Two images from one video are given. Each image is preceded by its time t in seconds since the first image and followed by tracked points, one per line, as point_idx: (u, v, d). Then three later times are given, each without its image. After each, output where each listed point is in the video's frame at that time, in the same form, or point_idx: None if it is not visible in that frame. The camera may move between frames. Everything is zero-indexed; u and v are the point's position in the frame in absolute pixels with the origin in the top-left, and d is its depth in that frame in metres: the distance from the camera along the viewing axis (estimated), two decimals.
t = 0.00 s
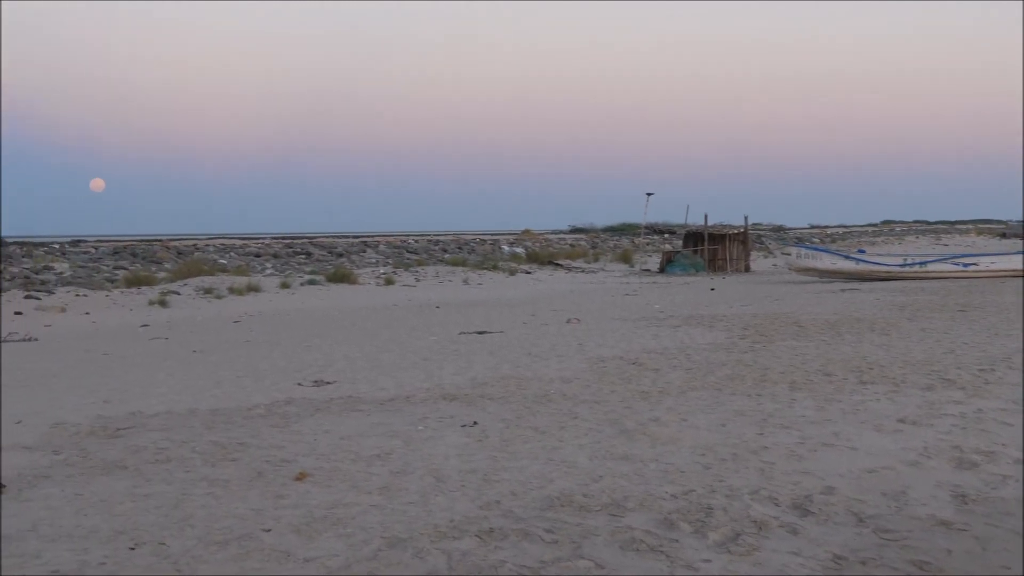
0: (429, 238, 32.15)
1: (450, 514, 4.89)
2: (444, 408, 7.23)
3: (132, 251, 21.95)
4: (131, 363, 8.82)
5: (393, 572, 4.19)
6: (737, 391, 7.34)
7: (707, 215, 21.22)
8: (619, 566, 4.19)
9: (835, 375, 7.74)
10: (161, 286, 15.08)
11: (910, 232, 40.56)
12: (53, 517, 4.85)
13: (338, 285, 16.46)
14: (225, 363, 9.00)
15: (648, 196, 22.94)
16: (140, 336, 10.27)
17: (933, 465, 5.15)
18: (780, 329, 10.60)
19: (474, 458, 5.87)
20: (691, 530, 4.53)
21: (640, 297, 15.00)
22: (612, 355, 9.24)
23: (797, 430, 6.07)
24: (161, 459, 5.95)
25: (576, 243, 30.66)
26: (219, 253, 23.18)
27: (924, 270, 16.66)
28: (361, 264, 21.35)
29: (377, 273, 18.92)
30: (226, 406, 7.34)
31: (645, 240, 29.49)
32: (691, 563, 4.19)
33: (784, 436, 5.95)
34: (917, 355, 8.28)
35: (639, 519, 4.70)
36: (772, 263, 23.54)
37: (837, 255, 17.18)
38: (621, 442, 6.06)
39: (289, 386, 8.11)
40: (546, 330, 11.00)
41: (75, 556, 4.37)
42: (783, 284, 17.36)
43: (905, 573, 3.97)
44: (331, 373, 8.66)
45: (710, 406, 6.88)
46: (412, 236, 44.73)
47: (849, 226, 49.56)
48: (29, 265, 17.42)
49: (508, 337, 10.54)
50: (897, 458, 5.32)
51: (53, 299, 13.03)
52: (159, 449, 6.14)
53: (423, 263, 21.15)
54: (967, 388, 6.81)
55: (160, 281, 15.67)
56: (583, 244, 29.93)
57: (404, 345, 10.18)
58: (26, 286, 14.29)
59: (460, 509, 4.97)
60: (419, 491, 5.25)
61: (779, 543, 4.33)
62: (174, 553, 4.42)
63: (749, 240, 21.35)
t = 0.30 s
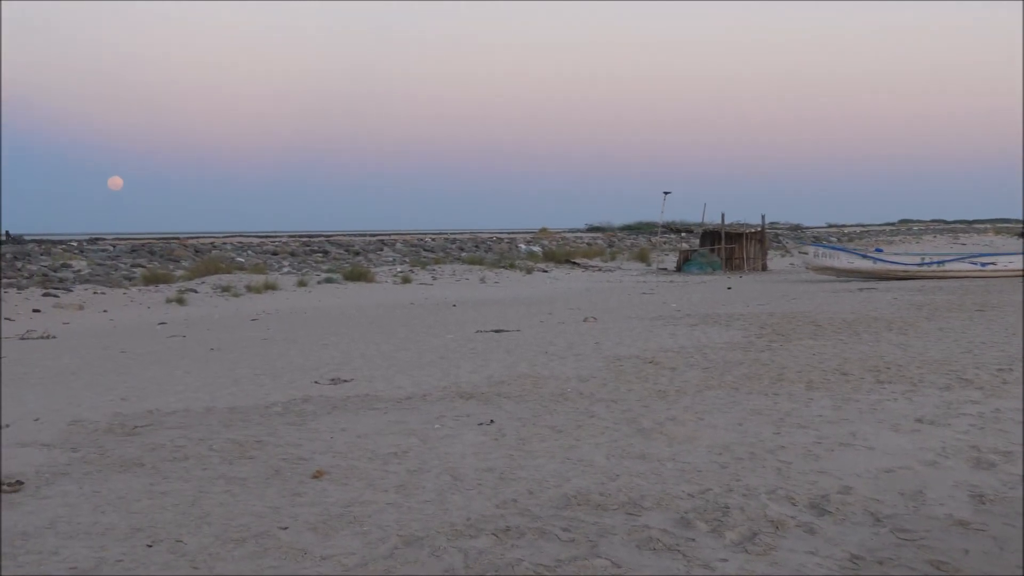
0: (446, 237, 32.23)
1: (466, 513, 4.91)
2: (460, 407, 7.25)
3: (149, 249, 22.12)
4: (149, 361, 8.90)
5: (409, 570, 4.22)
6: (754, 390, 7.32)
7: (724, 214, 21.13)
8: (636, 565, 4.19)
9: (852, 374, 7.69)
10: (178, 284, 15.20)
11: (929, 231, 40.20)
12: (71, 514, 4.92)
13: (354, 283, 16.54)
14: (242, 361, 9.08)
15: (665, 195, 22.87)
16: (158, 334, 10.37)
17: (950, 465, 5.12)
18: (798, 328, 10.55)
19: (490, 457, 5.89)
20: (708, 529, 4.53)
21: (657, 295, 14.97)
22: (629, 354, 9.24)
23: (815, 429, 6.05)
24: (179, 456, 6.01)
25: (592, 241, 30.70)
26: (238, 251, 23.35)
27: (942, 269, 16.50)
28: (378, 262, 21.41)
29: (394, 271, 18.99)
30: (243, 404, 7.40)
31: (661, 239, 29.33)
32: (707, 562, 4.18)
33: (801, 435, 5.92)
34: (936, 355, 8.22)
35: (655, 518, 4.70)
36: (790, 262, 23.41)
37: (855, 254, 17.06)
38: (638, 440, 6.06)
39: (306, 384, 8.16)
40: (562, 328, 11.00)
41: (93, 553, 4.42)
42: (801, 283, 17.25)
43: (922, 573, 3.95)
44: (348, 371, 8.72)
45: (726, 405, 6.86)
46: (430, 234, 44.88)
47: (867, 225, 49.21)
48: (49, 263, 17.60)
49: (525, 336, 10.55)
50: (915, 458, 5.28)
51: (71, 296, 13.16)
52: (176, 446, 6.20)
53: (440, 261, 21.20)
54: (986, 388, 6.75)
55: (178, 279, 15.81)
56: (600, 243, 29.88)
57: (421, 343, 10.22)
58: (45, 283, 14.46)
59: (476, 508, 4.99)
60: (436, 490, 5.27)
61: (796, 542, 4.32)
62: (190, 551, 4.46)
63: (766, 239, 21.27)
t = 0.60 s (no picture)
0: (457, 236, 32.28)
1: (477, 512, 4.92)
2: (471, 406, 7.27)
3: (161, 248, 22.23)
4: (161, 359, 8.97)
5: (420, 570, 4.23)
6: (766, 390, 7.30)
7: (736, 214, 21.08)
8: (647, 565, 4.19)
9: (864, 374, 7.65)
10: (190, 283, 15.28)
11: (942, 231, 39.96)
12: (82, 512, 4.96)
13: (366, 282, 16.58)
14: (254, 359, 9.13)
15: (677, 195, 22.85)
16: (170, 333, 10.43)
17: (962, 465, 5.09)
18: (810, 328, 10.51)
19: (501, 456, 5.90)
20: (719, 529, 4.52)
21: (668, 295, 14.94)
22: (640, 353, 9.24)
23: (826, 429, 6.03)
24: (190, 454, 6.04)
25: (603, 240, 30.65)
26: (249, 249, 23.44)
27: (955, 269, 16.41)
28: (389, 261, 21.45)
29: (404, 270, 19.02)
30: (255, 403, 7.44)
31: (673, 239, 29.22)
32: (718, 562, 4.18)
33: (812, 435, 5.90)
34: (948, 355, 8.18)
35: (667, 518, 4.70)
36: (801, 262, 23.32)
37: (866, 253, 17.00)
38: (650, 440, 6.06)
39: (317, 382, 8.20)
40: (573, 327, 10.98)
41: (104, 551, 4.46)
42: (812, 282, 17.17)
43: (934, 573, 3.94)
44: (359, 369, 8.76)
45: (738, 405, 6.85)
46: (440, 233, 44.93)
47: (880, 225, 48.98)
48: (61, 261, 17.72)
49: (537, 335, 10.56)
50: (927, 458, 5.26)
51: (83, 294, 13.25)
52: (188, 444, 6.24)
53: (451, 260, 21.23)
54: (999, 388, 6.70)
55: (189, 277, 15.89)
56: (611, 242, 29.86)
57: (432, 342, 10.24)
58: (57, 281, 14.57)
59: (487, 507, 5.00)
60: (446, 489, 5.29)
61: (808, 542, 4.31)
62: (201, 549, 4.49)
63: (778, 239, 21.22)
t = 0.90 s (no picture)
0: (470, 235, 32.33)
1: (491, 511, 4.94)
2: (485, 405, 7.28)
3: (175, 246, 22.37)
4: (176, 358, 9.03)
5: (433, 568, 4.25)
6: (780, 390, 7.27)
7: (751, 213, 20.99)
8: (661, 565, 4.19)
9: (879, 374, 7.61)
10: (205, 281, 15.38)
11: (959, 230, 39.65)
12: (98, 510, 5.01)
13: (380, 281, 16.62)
14: (268, 358, 9.18)
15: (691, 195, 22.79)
16: (185, 331, 10.50)
17: (978, 465, 5.06)
18: (825, 327, 10.46)
19: (515, 455, 5.91)
20: (733, 529, 4.52)
21: (682, 295, 14.90)
22: (654, 352, 9.22)
23: (841, 429, 6.00)
24: (205, 453, 6.09)
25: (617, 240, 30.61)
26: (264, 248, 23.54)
27: (971, 269, 16.11)
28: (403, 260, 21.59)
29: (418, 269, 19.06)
30: (269, 401, 7.48)
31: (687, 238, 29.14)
32: (733, 562, 4.18)
33: (827, 436, 5.88)
34: (964, 355, 8.12)
35: (681, 518, 4.70)
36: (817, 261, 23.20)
37: (882, 253, 16.93)
38: (664, 440, 6.06)
39: (331, 381, 8.24)
40: (587, 327, 10.96)
41: (119, 548, 4.50)
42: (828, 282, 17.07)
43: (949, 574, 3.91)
44: (373, 368, 8.79)
45: (752, 405, 6.83)
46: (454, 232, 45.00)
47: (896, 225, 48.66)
48: (77, 260, 17.86)
49: (550, 335, 10.55)
50: (942, 459, 5.23)
51: (98, 293, 13.35)
52: (203, 443, 6.29)
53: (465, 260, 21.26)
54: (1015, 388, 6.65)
55: (204, 276, 15.99)
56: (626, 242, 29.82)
57: (446, 341, 10.26)
58: (73, 279, 14.69)
59: (501, 506, 5.01)
60: (460, 488, 5.30)
61: (822, 542, 4.30)
62: (216, 547, 4.52)
63: (793, 238, 21.12)
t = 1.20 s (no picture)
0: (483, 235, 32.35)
1: (505, 510, 4.95)
2: (498, 405, 7.30)
3: (188, 246, 22.47)
4: (190, 357, 9.09)
5: (445, 568, 4.27)
6: (794, 390, 7.25)
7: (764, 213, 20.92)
8: (675, 566, 4.18)
9: (893, 374, 7.58)
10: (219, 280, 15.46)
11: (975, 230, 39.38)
12: (111, 508, 5.05)
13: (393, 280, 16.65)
14: (282, 357, 9.23)
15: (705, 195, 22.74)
16: (198, 330, 10.57)
17: (993, 466, 5.02)
18: (838, 328, 10.41)
19: (528, 455, 5.92)
20: (747, 529, 4.50)
21: (695, 294, 14.86)
22: (668, 352, 9.20)
23: (854, 430, 5.98)
24: (218, 451, 6.13)
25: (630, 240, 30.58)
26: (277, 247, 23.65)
27: (985, 269, 15.97)
28: (416, 259, 21.61)
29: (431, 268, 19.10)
30: (282, 400, 7.52)
31: (700, 237, 29.09)
32: (746, 562, 4.17)
33: (840, 436, 5.86)
34: (979, 355, 8.07)
35: (694, 518, 4.69)
36: (830, 261, 23.10)
37: (895, 253, 16.88)
38: (677, 439, 6.05)
39: (344, 380, 8.28)
40: (600, 326, 10.94)
41: (133, 547, 4.54)
42: (841, 282, 17.00)
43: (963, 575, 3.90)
44: (386, 368, 8.82)
45: (766, 405, 6.81)
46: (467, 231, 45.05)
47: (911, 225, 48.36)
48: (91, 258, 17.97)
49: (563, 334, 10.55)
50: (956, 459, 5.20)
51: (112, 292, 13.44)
52: (216, 442, 6.33)
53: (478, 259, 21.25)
54: None
55: (218, 275, 16.08)
56: (638, 241, 29.80)
57: (459, 340, 10.28)
58: (87, 278, 14.80)
59: (514, 506, 5.02)
60: (472, 487, 5.32)
61: (836, 543, 4.29)
62: (229, 546, 4.55)
63: (807, 238, 21.03)
